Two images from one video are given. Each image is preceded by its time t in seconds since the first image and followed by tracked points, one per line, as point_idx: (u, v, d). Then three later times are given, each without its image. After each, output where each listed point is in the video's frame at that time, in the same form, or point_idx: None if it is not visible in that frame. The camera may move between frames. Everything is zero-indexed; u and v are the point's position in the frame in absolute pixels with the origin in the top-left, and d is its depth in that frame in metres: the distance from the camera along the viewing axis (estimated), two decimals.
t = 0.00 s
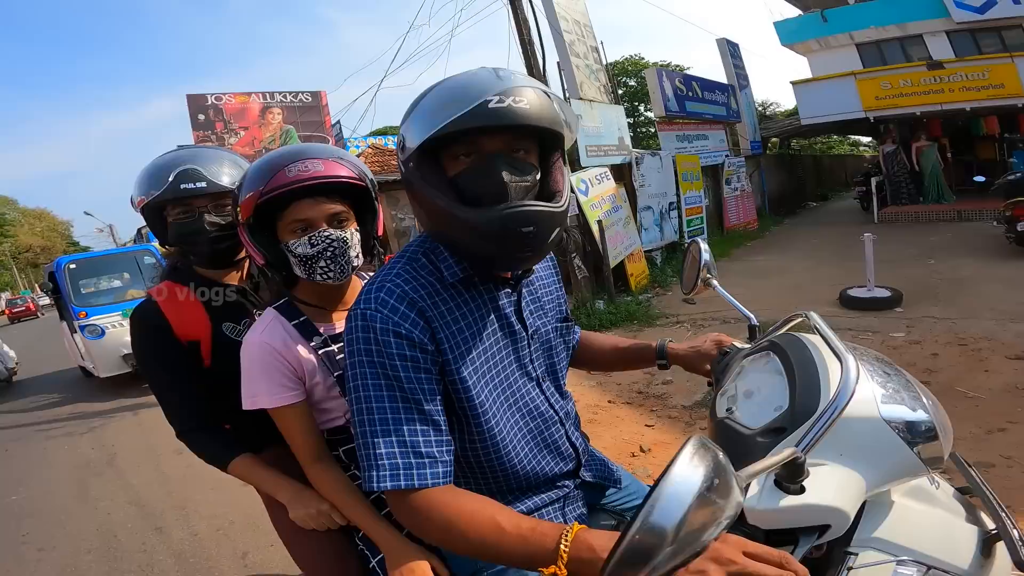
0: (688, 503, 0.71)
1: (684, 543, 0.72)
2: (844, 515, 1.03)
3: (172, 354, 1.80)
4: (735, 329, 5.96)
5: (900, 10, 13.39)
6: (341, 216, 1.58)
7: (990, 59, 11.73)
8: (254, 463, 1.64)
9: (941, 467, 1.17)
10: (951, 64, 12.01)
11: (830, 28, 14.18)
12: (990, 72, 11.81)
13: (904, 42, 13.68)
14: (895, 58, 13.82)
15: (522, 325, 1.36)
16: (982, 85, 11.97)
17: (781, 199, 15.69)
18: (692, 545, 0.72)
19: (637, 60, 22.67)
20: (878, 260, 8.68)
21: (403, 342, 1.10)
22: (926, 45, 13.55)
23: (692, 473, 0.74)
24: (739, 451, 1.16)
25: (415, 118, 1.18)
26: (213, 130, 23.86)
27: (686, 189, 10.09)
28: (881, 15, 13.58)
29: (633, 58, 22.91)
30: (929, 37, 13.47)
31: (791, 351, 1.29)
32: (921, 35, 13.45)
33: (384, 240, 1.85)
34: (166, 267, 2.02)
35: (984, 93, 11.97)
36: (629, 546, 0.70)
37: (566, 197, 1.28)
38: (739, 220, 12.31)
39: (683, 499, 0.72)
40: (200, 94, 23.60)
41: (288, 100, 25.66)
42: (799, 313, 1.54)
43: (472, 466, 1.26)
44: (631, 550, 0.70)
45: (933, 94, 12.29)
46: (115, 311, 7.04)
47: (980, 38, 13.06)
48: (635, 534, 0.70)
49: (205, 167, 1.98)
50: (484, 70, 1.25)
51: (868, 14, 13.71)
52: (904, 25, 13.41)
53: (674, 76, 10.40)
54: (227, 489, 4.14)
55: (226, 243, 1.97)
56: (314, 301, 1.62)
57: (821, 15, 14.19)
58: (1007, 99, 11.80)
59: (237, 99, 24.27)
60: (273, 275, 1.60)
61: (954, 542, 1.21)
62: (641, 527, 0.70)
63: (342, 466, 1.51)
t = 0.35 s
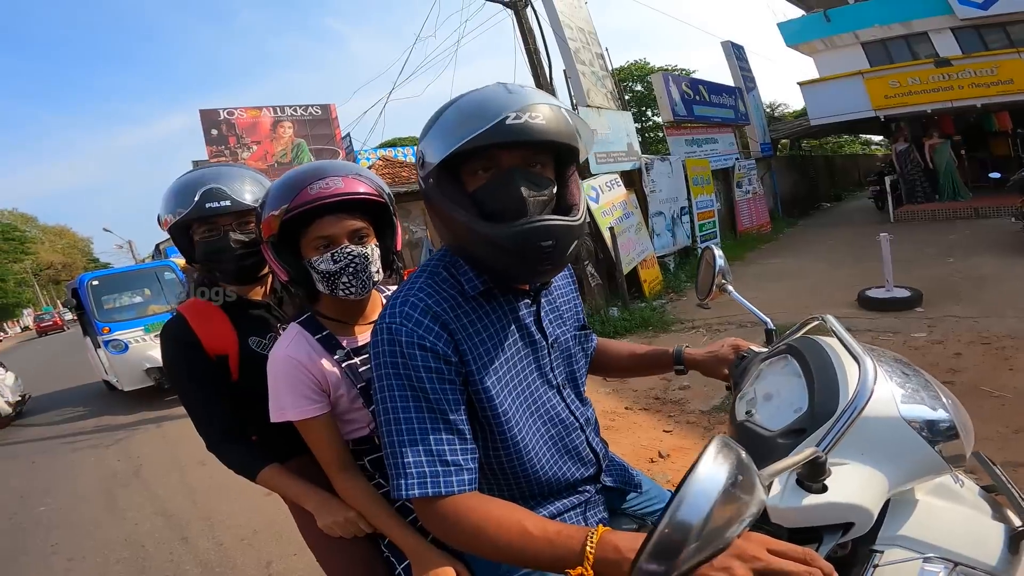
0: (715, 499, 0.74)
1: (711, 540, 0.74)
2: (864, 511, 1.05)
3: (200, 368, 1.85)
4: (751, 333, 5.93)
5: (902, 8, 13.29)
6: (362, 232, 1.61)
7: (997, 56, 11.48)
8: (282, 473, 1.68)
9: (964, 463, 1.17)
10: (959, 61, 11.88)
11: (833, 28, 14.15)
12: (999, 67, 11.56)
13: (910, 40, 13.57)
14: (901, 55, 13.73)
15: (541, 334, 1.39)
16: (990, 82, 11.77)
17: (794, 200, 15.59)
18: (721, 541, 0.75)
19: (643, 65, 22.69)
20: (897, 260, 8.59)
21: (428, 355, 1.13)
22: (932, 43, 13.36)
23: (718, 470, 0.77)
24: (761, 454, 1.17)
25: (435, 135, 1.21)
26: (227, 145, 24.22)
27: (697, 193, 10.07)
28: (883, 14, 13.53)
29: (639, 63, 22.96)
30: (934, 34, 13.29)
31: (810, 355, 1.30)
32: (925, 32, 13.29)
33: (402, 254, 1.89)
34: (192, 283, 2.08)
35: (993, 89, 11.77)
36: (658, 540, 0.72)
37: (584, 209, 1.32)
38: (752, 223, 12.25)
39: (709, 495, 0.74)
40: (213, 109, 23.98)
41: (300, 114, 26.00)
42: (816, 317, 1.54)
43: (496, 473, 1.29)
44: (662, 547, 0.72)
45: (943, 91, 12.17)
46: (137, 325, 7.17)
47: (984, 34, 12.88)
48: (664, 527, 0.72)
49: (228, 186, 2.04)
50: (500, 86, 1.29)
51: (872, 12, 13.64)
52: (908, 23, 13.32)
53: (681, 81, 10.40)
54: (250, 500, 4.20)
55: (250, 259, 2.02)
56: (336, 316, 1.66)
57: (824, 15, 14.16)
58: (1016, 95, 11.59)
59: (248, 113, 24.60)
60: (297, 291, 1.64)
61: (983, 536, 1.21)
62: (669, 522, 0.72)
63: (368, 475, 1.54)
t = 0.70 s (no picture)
0: (703, 509, 0.74)
1: (700, 548, 0.74)
2: (863, 517, 1.04)
3: (199, 373, 1.86)
4: (752, 334, 5.93)
5: (903, 8, 13.26)
6: (355, 239, 1.61)
7: (998, 54, 11.50)
8: (282, 477, 1.69)
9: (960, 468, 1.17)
10: (960, 60, 11.86)
11: (834, 28, 14.13)
12: (1000, 66, 11.57)
13: (911, 39, 13.54)
14: (902, 55, 13.71)
15: (541, 338, 1.39)
16: (991, 81, 11.75)
17: (796, 200, 15.57)
18: (711, 549, 0.75)
19: (644, 65, 22.68)
20: (899, 260, 8.57)
21: (425, 360, 1.13)
22: (933, 41, 13.33)
23: (708, 481, 0.77)
24: (757, 460, 1.18)
25: (432, 141, 1.22)
26: (228, 147, 24.26)
27: (698, 194, 10.07)
28: (884, 14, 13.48)
29: (640, 64, 22.96)
30: (935, 33, 13.26)
31: (806, 360, 1.30)
32: (926, 31, 13.27)
33: (398, 260, 1.89)
34: (191, 289, 2.09)
35: (995, 88, 11.75)
36: (648, 548, 0.72)
37: (582, 214, 1.32)
38: (754, 223, 12.24)
39: (697, 505, 0.74)
40: (214, 111, 24.04)
41: (301, 115, 26.05)
42: (815, 321, 1.54)
43: (494, 477, 1.29)
44: (650, 555, 0.72)
45: (945, 90, 12.13)
46: (139, 328, 7.18)
47: (985, 32, 12.84)
48: (654, 537, 0.72)
49: (224, 193, 2.04)
50: (498, 91, 1.29)
51: (873, 11, 13.60)
52: (909, 22, 13.29)
53: (682, 81, 10.39)
54: (252, 502, 4.21)
55: (247, 264, 2.03)
56: (331, 323, 1.66)
57: (824, 15, 14.16)
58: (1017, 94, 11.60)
59: (250, 115, 24.64)
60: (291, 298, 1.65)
61: (980, 540, 1.21)
62: (658, 532, 0.72)
63: (366, 479, 1.55)
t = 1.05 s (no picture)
0: (664, 497, 0.74)
1: (661, 535, 0.75)
2: (841, 510, 1.05)
3: (191, 364, 1.86)
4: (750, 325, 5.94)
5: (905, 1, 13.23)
6: (343, 228, 1.62)
7: (1001, 48, 11.48)
8: (274, 466, 1.70)
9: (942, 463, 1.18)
10: (962, 53, 11.82)
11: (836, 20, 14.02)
12: (1002, 60, 11.55)
13: (914, 32, 13.49)
14: (903, 48, 13.70)
15: (528, 327, 1.40)
16: (994, 74, 11.73)
17: (796, 192, 15.56)
18: (673, 536, 0.76)
19: (644, 57, 22.60)
20: (898, 252, 8.58)
21: (410, 348, 1.14)
22: (935, 35, 13.34)
23: (670, 468, 0.77)
24: (739, 448, 1.19)
25: (418, 131, 1.22)
26: (227, 139, 24.20)
27: (697, 185, 10.06)
28: (886, 6, 13.41)
29: (640, 55, 22.90)
30: (937, 27, 13.25)
31: (791, 350, 1.31)
32: (929, 25, 13.21)
33: (387, 249, 1.90)
34: (181, 281, 2.09)
35: (997, 81, 11.74)
36: (610, 535, 0.74)
37: (568, 202, 1.32)
38: (753, 216, 12.23)
39: (657, 494, 0.74)
40: (212, 104, 23.98)
41: (299, 108, 26.01)
42: (801, 310, 1.55)
43: (480, 466, 1.30)
44: (611, 540, 0.74)
45: (945, 84, 12.11)
46: (138, 320, 7.18)
47: (988, 26, 12.81)
48: (615, 524, 0.73)
49: (210, 184, 2.04)
50: (484, 80, 1.29)
51: (875, 4, 13.56)
52: (911, 15, 13.23)
53: (681, 73, 10.34)
54: (250, 493, 4.22)
55: (237, 255, 2.03)
56: (320, 312, 1.67)
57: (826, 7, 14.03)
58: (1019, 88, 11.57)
59: (248, 107, 24.59)
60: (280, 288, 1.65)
61: (962, 535, 1.21)
62: (619, 519, 0.73)
63: (356, 469, 1.56)
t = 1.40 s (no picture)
0: (697, 475, 0.76)
1: (692, 516, 0.76)
2: (859, 496, 1.06)
3: (216, 350, 1.90)
4: (762, 317, 5.92)
5: None
6: (368, 216, 1.63)
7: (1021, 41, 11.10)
8: (295, 453, 1.72)
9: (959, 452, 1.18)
10: (982, 46, 11.58)
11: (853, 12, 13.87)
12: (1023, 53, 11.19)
13: (932, 24, 13.32)
14: (922, 40, 13.49)
15: (546, 315, 1.41)
16: (1014, 67, 11.41)
17: (809, 184, 15.42)
18: (703, 518, 0.78)
19: (655, 47, 22.44)
20: (913, 245, 8.49)
21: (434, 334, 1.15)
22: (955, 28, 13.17)
23: (702, 448, 0.79)
24: (758, 434, 1.20)
25: (442, 120, 1.23)
26: (238, 131, 24.32)
27: (709, 176, 10.00)
28: None
29: (651, 46, 22.73)
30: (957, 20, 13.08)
31: (810, 338, 1.31)
32: (948, 18, 13.05)
33: (409, 237, 1.92)
34: (204, 270, 2.12)
35: (1016, 75, 11.44)
36: (644, 513, 0.75)
37: (589, 192, 1.33)
38: (766, 207, 12.14)
39: (690, 473, 0.76)
40: (223, 96, 24.09)
41: (309, 99, 26.08)
42: (819, 300, 1.55)
43: (500, 452, 1.32)
44: (644, 518, 0.75)
45: (964, 77, 11.90)
46: (154, 309, 7.27)
47: (1009, 19, 12.61)
48: (649, 503, 0.75)
49: (232, 174, 2.06)
50: (508, 71, 1.30)
51: None
52: (931, 7, 13.02)
53: (694, 63, 10.24)
54: (264, 482, 4.28)
55: (260, 245, 2.05)
56: (344, 298, 1.68)
57: None
58: None
59: (259, 99, 24.66)
60: (305, 274, 1.67)
61: (978, 526, 1.21)
62: (653, 496, 0.75)
63: (375, 456, 1.59)
